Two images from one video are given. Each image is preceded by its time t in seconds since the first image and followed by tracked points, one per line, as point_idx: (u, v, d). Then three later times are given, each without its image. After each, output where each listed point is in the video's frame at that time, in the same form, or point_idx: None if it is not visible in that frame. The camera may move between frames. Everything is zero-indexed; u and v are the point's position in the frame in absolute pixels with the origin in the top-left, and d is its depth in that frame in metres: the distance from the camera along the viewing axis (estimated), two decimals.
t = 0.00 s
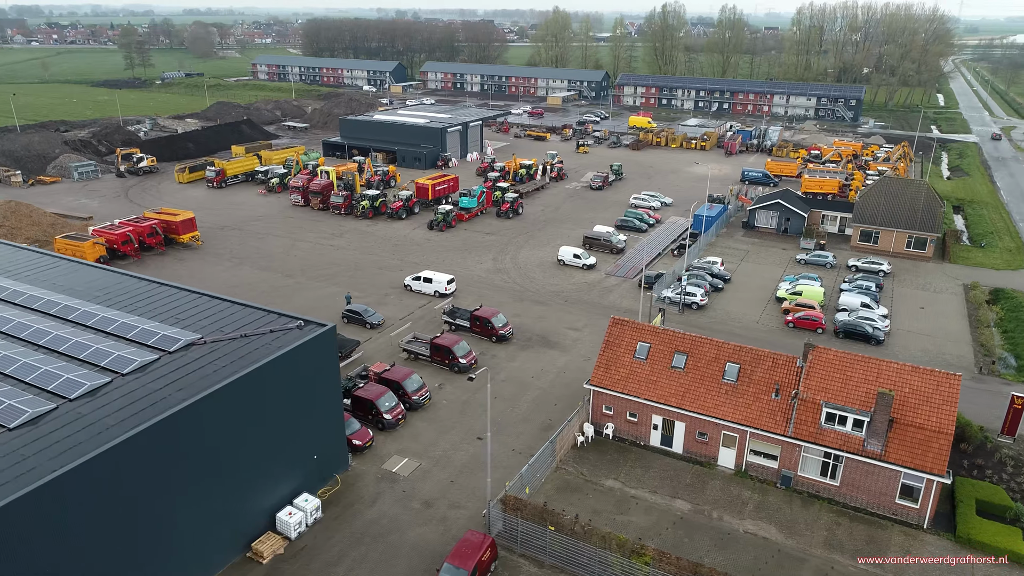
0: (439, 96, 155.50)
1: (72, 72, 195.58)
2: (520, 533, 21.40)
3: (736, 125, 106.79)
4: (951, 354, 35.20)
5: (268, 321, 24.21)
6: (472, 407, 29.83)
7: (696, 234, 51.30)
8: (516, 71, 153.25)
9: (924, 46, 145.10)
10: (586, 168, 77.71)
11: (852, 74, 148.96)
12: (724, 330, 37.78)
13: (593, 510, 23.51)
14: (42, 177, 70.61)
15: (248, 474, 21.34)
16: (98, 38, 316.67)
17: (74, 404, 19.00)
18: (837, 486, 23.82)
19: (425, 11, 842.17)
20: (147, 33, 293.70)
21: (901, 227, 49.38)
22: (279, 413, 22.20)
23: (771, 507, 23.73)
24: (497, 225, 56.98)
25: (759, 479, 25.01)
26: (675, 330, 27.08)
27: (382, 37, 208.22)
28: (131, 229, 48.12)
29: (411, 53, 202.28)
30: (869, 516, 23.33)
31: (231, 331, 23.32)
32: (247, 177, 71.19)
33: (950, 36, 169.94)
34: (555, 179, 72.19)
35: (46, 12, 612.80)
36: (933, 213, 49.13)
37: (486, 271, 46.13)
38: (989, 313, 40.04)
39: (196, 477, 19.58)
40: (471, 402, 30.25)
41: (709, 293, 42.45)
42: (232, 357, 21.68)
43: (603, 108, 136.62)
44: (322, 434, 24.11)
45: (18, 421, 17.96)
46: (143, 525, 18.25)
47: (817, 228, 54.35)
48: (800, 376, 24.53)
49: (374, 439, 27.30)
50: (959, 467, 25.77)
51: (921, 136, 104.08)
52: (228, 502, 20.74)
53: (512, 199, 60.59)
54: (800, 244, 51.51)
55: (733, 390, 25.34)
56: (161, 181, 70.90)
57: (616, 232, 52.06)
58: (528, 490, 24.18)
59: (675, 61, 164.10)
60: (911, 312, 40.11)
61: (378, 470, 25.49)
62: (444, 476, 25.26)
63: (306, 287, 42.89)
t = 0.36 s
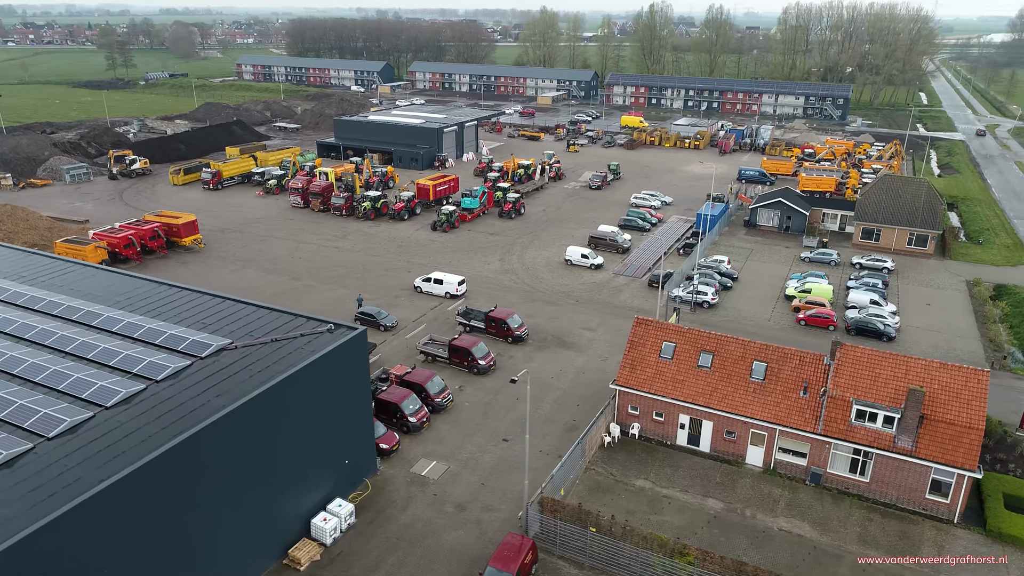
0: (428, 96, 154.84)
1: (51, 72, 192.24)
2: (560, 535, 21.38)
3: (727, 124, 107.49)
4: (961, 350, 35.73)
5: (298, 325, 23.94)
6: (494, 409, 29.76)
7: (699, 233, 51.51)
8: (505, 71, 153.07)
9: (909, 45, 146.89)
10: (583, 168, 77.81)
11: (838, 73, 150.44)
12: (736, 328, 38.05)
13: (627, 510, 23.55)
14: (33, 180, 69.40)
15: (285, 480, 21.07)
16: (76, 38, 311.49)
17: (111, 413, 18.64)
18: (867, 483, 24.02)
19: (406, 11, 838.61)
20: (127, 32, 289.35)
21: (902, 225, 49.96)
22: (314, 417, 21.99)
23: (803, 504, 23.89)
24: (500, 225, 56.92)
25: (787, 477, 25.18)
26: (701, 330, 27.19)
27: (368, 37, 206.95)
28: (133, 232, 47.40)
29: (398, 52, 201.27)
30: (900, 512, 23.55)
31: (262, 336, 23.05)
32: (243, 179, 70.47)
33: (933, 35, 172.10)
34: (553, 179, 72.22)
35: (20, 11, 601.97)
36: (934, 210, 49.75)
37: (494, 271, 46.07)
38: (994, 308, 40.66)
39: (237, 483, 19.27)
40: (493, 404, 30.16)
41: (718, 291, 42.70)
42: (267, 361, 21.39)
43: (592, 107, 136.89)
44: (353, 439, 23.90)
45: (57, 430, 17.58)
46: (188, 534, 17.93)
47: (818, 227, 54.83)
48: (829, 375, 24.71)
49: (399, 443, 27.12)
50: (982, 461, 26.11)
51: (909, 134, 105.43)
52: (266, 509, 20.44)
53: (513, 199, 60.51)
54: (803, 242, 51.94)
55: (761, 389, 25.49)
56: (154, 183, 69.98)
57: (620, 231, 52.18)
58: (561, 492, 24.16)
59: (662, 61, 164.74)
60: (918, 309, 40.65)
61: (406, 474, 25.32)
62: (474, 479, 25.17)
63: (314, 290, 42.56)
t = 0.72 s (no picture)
0: (414, 96, 154.11)
1: (26, 74, 188.44)
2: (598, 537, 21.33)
3: (716, 123, 108.20)
4: (967, 345, 36.28)
5: (325, 330, 23.67)
6: (514, 411, 29.66)
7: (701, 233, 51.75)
8: (491, 71, 152.74)
9: (890, 44, 148.87)
10: (577, 168, 77.89)
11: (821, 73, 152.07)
12: (746, 326, 38.30)
13: (659, 510, 23.59)
14: (20, 184, 68.01)
15: (320, 487, 20.84)
16: (49, 39, 305.68)
17: (148, 421, 18.26)
18: (894, 478, 24.28)
19: (385, 10, 833.93)
20: (102, 33, 284.42)
21: (901, 222, 50.57)
22: (347, 423, 21.75)
23: (832, 501, 24.09)
24: (501, 226, 56.79)
25: (814, 474, 25.37)
26: (724, 329, 27.30)
27: (351, 37, 205.43)
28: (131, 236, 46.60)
29: (381, 52, 200.05)
30: (927, 507, 23.84)
31: (291, 341, 22.77)
32: (236, 181, 69.62)
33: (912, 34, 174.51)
34: (549, 179, 72.22)
35: None
36: (931, 207, 50.40)
37: (499, 272, 45.94)
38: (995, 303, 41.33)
39: (275, 491, 19.00)
40: (513, 406, 30.06)
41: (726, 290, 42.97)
42: (300, 367, 21.13)
43: (580, 107, 137.11)
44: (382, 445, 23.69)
45: (94, 441, 17.16)
46: (231, 544, 17.63)
47: (816, 225, 55.40)
48: (854, 372, 24.94)
49: (424, 446, 26.93)
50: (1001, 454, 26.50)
51: (894, 133, 106.87)
52: (303, 516, 20.16)
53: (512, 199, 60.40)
54: (803, 240, 52.44)
55: (786, 387, 25.65)
56: (145, 186, 68.90)
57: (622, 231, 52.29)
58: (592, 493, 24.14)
59: (647, 60, 165.36)
60: (922, 305, 41.19)
61: (434, 479, 25.15)
62: (503, 482, 25.05)
63: (320, 293, 42.14)
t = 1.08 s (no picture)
0: (398, 96, 153.13)
1: None
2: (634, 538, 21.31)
3: (702, 122, 108.93)
4: (971, 339, 36.87)
5: (353, 335, 23.39)
6: (534, 413, 29.57)
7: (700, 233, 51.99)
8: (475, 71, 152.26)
9: (869, 43, 150.93)
10: (570, 168, 77.93)
11: (802, 71, 153.81)
12: (754, 324, 38.57)
13: (689, 509, 23.65)
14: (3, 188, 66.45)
15: (357, 493, 20.57)
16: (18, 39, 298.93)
17: (185, 432, 17.89)
18: (917, 473, 24.57)
19: (361, 9, 828.08)
20: (73, 33, 278.79)
21: (896, 219, 51.33)
22: (381, 428, 21.50)
23: (857, 496, 24.33)
24: (500, 226, 56.64)
25: (837, 470, 25.62)
26: (744, 328, 27.45)
27: (331, 37, 203.53)
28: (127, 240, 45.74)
29: (362, 52, 198.54)
30: (951, 500, 24.16)
31: (319, 346, 22.48)
32: (227, 184, 68.64)
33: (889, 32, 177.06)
34: (542, 179, 72.16)
35: None
36: (925, 204, 51.21)
37: (504, 273, 45.79)
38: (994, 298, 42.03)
39: (317, 498, 18.71)
40: (532, 407, 29.96)
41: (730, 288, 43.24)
42: (334, 373, 20.85)
43: (565, 106, 137.22)
44: (412, 449, 23.48)
45: (134, 452, 16.77)
46: (276, 553, 17.31)
47: (812, 223, 56.02)
48: (876, 369, 25.21)
49: (447, 450, 26.74)
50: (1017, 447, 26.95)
51: (877, 131, 108.32)
52: (341, 522, 19.87)
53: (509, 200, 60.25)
54: (800, 238, 52.95)
55: (808, 384, 25.86)
56: (133, 189, 67.69)
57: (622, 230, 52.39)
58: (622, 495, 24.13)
59: (630, 59, 166.02)
60: (922, 300, 41.79)
61: (461, 483, 24.98)
62: (530, 484, 24.95)
63: (324, 296, 41.69)
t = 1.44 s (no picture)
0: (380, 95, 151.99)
1: None
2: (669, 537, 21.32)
3: (687, 119, 109.68)
4: (972, 332, 37.56)
5: (380, 338, 23.12)
6: (552, 412, 29.51)
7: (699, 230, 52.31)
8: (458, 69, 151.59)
9: (847, 41, 152.96)
10: (561, 167, 77.96)
11: (782, 69, 155.45)
12: (760, 321, 38.88)
13: (718, 506, 23.76)
14: None
15: (394, 497, 20.33)
16: None
17: (224, 440, 17.52)
18: (938, 465, 24.93)
19: (335, 7, 820.36)
20: (42, 32, 272.63)
21: (890, 214, 52.09)
22: (414, 432, 21.27)
23: (881, 490, 24.63)
24: (498, 226, 56.44)
25: (859, 464, 25.91)
26: (763, 325, 27.62)
27: (309, 36, 201.31)
28: (123, 243, 44.89)
29: (342, 51, 196.69)
30: (972, 492, 24.55)
31: (347, 350, 22.19)
32: (217, 185, 67.57)
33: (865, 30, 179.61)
34: (535, 177, 72.07)
35: None
36: (918, 200, 52.07)
37: (507, 273, 45.65)
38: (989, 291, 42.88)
39: (359, 503, 18.46)
40: (550, 407, 29.90)
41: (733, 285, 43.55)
42: (368, 376, 20.59)
43: (549, 105, 137.28)
44: (441, 452, 23.31)
45: (176, 462, 16.40)
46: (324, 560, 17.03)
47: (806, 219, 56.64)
48: (896, 364, 25.54)
49: (470, 452, 26.57)
50: None
51: (859, 127, 109.87)
52: (380, 528, 19.61)
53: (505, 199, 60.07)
54: (796, 234, 53.50)
55: (829, 380, 26.10)
56: (119, 191, 66.36)
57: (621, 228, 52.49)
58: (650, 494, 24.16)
59: (611, 57, 166.38)
60: (921, 294, 42.46)
61: (488, 485, 24.83)
62: (557, 485, 24.88)
63: (328, 298, 41.20)
